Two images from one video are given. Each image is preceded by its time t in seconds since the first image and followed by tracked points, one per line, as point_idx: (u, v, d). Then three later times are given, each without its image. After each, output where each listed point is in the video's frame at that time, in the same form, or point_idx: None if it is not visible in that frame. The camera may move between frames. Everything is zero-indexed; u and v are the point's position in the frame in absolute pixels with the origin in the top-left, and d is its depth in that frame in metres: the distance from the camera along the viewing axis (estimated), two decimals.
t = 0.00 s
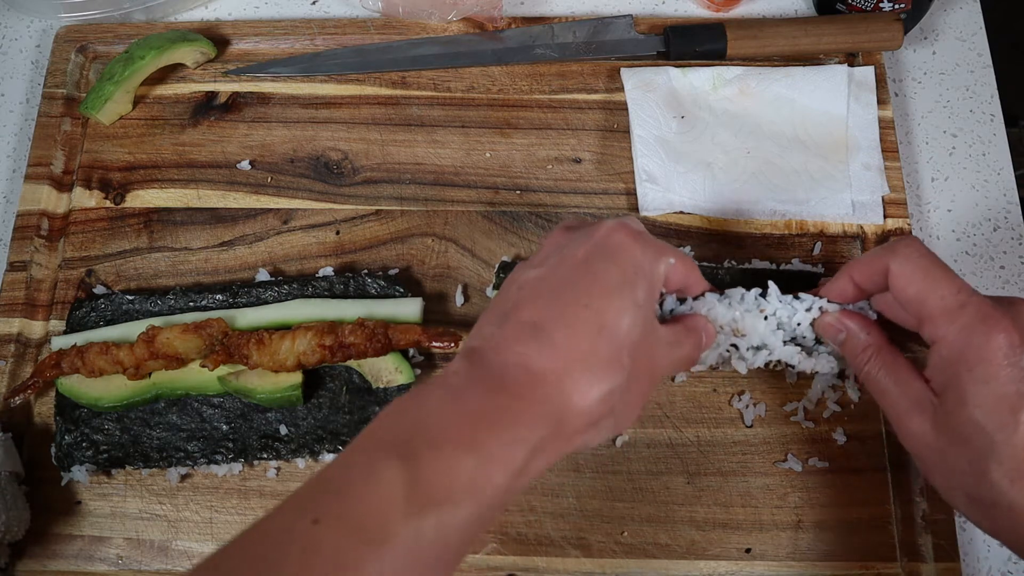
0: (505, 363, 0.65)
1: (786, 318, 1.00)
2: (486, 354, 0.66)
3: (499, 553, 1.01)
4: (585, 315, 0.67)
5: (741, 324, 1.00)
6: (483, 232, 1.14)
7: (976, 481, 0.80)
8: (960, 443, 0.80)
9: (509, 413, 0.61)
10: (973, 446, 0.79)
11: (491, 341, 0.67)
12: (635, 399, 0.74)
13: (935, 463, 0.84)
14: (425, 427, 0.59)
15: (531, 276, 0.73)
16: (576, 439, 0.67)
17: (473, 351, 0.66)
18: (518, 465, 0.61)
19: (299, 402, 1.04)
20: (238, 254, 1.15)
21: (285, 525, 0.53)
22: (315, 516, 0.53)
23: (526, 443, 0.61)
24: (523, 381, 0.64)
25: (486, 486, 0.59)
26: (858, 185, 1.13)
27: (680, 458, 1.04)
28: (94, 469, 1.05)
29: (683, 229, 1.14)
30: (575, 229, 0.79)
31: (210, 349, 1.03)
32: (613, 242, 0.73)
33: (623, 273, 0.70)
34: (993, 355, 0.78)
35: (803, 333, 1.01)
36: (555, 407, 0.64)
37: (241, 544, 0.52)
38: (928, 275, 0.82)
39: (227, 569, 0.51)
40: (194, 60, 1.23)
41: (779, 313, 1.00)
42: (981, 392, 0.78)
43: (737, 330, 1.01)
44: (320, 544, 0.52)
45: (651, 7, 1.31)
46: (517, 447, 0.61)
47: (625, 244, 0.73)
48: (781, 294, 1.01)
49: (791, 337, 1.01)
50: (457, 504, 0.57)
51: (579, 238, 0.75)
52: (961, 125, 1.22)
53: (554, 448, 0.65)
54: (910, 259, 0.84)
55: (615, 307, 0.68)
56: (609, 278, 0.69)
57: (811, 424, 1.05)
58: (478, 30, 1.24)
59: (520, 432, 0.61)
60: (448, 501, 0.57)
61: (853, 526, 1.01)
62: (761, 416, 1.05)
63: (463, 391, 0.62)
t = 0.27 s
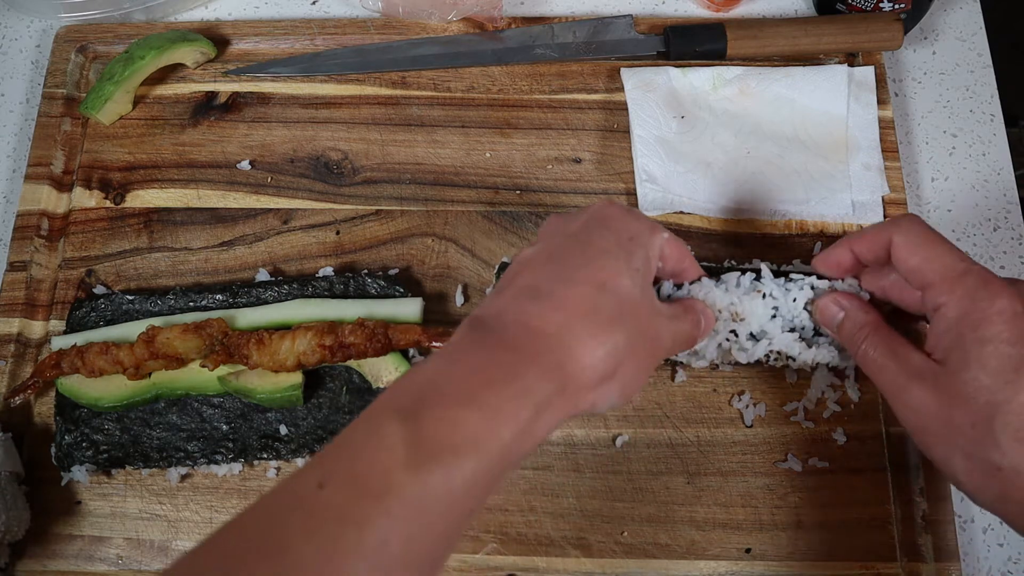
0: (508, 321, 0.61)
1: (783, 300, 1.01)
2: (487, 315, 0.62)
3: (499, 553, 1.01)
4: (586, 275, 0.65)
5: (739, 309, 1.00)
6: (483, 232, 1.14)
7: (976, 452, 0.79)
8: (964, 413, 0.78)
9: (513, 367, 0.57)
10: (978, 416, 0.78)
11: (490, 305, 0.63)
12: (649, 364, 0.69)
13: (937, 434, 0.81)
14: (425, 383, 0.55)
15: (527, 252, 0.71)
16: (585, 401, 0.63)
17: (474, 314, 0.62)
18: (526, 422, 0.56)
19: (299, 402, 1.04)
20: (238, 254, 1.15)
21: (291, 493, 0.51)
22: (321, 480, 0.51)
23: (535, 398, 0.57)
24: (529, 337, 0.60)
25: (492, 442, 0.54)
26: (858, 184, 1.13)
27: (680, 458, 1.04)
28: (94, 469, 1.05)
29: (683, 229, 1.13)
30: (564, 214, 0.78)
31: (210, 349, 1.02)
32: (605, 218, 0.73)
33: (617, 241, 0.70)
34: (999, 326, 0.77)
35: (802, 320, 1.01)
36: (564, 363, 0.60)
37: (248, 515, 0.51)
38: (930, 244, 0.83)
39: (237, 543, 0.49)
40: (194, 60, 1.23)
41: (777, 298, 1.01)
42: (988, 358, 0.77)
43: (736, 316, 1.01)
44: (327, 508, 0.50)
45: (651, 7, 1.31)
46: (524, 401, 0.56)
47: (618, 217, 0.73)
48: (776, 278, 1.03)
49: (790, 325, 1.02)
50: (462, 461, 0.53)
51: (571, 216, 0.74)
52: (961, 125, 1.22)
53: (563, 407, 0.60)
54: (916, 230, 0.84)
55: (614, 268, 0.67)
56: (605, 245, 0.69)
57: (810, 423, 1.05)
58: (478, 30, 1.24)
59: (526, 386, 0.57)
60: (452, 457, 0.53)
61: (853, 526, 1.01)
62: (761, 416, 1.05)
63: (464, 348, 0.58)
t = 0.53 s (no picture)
0: (510, 315, 0.61)
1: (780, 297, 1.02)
2: (488, 309, 0.62)
3: (499, 553, 1.01)
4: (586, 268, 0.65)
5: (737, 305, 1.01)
6: (483, 232, 1.14)
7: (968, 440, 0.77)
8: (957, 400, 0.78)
9: (517, 360, 0.57)
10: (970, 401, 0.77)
11: (492, 298, 0.63)
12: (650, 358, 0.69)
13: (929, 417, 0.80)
14: (429, 377, 0.55)
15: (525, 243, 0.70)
16: (586, 395, 0.63)
17: (475, 309, 0.62)
18: (530, 416, 0.57)
19: (299, 402, 1.04)
20: (238, 254, 1.15)
21: (293, 484, 0.50)
22: (325, 471, 0.50)
23: (538, 392, 0.57)
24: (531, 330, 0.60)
25: (497, 435, 0.55)
26: (858, 184, 1.13)
27: (680, 458, 1.04)
28: (94, 469, 1.05)
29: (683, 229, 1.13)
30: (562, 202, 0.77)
31: (210, 349, 1.02)
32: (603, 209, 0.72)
33: (616, 234, 0.70)
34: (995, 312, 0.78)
35: (800, 319, 1.02)
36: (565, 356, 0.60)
37: (250, 506, 0.50)
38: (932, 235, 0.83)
39: (238, 533, 0.48)
40: (194, 60, 1.23)
41: (775, 295, 1.02)
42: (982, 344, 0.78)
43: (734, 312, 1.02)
44: (332, 499, 0.49)
45: (650, 7, 1.31)
46: (528, 395, 0.56)
47: (617, 208, 0.73)
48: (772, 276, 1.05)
49: (788, 323, 1.02)
50: (467, 454, 0.53)
51: (569, 205, 0.74)
52: (961, 125, 1.22)
53: (565, 401, 0.60)
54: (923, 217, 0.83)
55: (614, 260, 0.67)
56: (605, 237, 0.69)
57: (810, 424, 1.05)
58: (478, 30, 1.24)
59: (530, 380, 0.57)
60: (457, 450, 0.53)
61: (853, 526, 1.01)
62: (761, 416, 1.05)
63: (467, 342, 0.58)
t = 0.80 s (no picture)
0: (506, 317, 0.61)
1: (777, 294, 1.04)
2: (483, 312, 0.62)
3: (499, 553, 1.01)
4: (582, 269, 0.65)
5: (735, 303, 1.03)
6: (483, 232, 1.14)
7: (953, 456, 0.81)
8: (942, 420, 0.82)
9: (512, 364, 0.57)
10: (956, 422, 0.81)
11: (488, 300, 0.63)
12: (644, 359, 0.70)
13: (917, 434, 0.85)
14: (426, 380, 0.55)
15: (520, 240, 0.69)
16: (581, 397, 0.64)
17: (470, 311, 0.62)
18: (526, 419, 0.57)
19: (299, 402, 1.04)
20: (238, 254, 1.15)
21: (288, 484, 0.50)
22: (321, 472, 0.50)
23: (534, 395, 0.57)
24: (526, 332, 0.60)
25: (493, 439, 0.55)
26: (858, 185, 1.13)
27: (680, 459, 1.04)
28: (94, 469, 1.05)
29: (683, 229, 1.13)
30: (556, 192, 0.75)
31: (210, 349, 1.03)
32: (600, 200, 0.71)
33: (614, 230, 0.68)
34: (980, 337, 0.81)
35: (798, 317, 1.03)
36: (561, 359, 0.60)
37: (244, 506, 0.50)
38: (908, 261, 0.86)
39: (232, 532, 0.48)
40: (194, 60, 1.23)
41: (773, 292, 1.04)
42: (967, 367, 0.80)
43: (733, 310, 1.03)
44: (328, 500, 0.49)
45: (651, 7, 1.31)
46: (524, 399, 0.57)
47: (614, 202, 0.71)
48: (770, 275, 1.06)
49: (787, 321, 1.03)
50: (463, 458, 0.53)
51: (564, 196, 0.72)
52: (961, 125, 1.22)
53: (560, 404, 0.61)
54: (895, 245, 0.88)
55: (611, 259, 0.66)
56: (602, 234, 0.68)
57: (810, 424, 1.05)
58: (478, 30, 1.24)
59: (525, 384, 0.57)
60: (454, 454, 0.53)
61: (854, 526, 1.01)
62: (761, 416, 1.05)
63: (463, 345, 0.58)
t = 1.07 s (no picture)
0: (504, 309, 0.61)
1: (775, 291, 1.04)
2: (482, 304, 0.62)
3: (499, 553, 1.01)
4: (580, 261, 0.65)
5: (734, 300, 1.03)
6: (483, 232, 1.14)
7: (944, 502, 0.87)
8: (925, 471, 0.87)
9: (511, 355, 0.57)
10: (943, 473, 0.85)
11: (486, 292, 0.63)
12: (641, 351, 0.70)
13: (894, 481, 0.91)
14: (425, 371, 0.55)
15: (518, 232, 0.69)
16: (579, 389, 0.64)
17: (469, 303, 0.62)
18: (525, 410, 0.57)
19: (299, 402, 1.04)
20: (238, 254, 1.15)
21: (287, 475, 0.50)
22: (320, 463, 0.50)
23: (533, 386, 0.57)
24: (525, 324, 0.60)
25: (492, 429, 0.55)
26: (858, 184, 1.13)
27: (680, 459, 1.04)
28: (94, 469, 1.05)
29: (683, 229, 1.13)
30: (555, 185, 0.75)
31: (210, 349, 1.03)
32: (599, 192, 0.71)
33: (612, 222, 0.69)
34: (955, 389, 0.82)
35: (796, 314, 1.04)
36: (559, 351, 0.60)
37: (242, 498, 0.50)
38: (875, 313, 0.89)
39: (231, 524, 0.48)
40: (194, 60, 1.23)
41: (771, 290, 1.04)
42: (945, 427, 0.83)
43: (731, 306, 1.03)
44: (327, 491, 0.49)
45: (651, 7, 1.31)
46: (522, 389, 0.57)
47: (612, 194, 0.71)
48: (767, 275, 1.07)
49: (785, 319, 1.04)
50: (462, 448, 0.53)
51: (562, 188, 0.72)
52: (961, 125, 1.22)
53: (558, 395, 0.61)
54: (864, 296, 0.90)
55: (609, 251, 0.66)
56: (601, 226, 0.68)
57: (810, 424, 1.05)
58: (478, 30, 1.24)
59: (524, 374, 0.57)
60: (453, 444, 0.53)
61: (854, 526, 1.01)
62: (761, 416, 1.05)
63: (461, 336, 0.58)
